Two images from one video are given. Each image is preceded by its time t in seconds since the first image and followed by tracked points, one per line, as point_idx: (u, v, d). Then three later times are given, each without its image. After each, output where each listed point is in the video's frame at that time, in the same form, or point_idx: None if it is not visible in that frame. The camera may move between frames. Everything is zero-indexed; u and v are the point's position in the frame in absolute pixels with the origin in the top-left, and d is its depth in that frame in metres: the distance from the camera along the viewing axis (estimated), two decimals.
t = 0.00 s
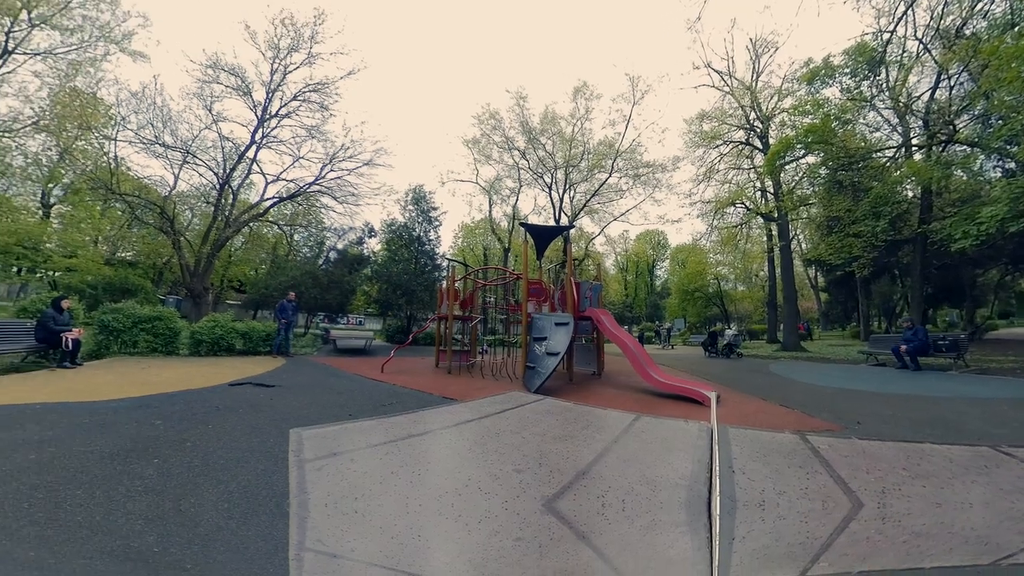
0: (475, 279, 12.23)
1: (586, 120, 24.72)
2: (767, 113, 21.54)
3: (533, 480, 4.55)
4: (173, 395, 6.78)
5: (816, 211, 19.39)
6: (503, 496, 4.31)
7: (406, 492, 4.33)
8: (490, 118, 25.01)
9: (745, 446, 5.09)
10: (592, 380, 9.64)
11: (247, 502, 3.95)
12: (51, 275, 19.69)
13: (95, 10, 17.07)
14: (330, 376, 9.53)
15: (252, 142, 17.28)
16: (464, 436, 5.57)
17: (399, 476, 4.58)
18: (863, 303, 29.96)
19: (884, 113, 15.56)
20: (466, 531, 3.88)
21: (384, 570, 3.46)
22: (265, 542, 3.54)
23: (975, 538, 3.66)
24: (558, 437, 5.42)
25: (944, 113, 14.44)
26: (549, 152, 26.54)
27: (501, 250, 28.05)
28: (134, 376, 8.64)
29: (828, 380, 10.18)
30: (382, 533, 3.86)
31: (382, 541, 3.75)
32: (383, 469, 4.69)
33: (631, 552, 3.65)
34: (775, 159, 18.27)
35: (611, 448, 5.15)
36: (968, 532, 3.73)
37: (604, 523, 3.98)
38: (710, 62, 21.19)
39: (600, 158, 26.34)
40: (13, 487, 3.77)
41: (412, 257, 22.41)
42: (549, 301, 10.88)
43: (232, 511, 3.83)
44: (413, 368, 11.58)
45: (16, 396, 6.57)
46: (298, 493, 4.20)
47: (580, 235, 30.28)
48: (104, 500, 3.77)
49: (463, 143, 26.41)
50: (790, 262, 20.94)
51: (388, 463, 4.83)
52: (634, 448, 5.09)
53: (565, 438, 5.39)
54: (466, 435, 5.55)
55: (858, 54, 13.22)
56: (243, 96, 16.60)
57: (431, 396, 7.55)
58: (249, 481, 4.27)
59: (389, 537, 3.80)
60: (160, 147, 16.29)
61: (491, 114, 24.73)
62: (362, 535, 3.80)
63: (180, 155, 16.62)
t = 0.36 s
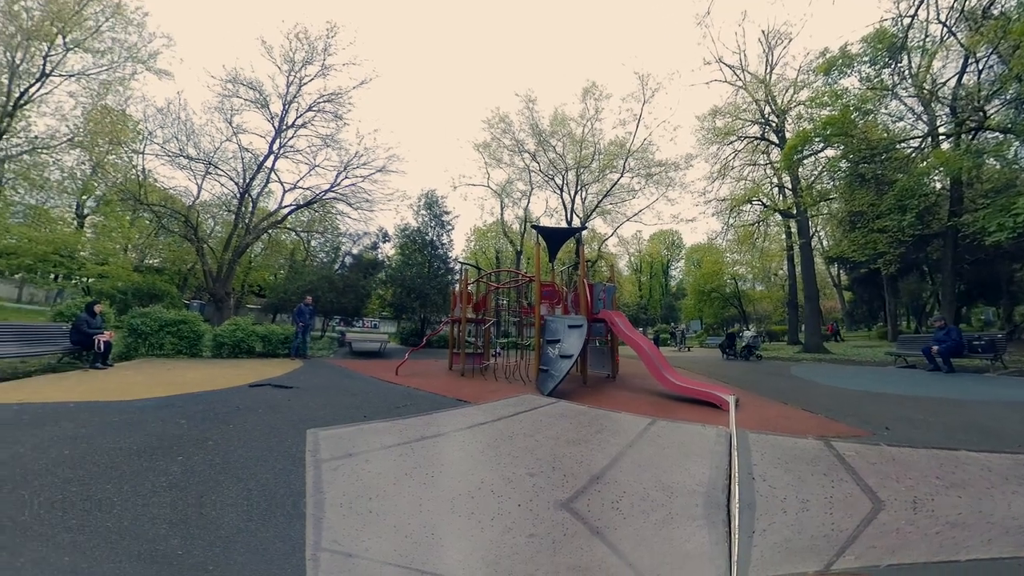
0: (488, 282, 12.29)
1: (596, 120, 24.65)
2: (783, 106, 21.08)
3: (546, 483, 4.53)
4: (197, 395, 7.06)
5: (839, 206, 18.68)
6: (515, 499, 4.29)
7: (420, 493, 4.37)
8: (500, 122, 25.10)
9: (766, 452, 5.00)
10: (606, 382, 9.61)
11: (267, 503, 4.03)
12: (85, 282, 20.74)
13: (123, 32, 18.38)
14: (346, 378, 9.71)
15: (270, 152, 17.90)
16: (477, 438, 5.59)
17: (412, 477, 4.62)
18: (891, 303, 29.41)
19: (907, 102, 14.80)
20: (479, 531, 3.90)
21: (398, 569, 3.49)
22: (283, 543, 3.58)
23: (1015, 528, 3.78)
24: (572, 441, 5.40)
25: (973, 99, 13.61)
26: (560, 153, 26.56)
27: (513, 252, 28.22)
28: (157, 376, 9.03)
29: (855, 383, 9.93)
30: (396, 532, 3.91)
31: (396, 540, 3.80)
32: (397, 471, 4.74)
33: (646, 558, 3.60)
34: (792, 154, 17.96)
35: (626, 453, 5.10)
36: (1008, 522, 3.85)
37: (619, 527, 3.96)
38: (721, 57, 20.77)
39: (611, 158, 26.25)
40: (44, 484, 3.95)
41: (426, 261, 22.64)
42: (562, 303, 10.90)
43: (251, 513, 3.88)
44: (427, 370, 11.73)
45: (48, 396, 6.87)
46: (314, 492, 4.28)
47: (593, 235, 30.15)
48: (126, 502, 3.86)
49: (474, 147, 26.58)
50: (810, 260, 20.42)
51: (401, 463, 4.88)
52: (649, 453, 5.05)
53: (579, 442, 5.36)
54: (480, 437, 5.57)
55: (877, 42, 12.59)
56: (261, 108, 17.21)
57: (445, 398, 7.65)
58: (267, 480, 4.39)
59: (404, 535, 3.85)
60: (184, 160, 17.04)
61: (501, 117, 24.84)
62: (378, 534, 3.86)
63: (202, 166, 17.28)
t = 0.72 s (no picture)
0: (500, 284, 12.38)
1: (606, 120, 24.64)
2: (798, 99, 20.66)
3: (559, 488, 4.49)
4: (218, 397, 7.31)
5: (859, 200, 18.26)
6: (528, 502, 4.27)
7: (433, 496, 4.37)
8: (510, 125, 25.22)
9: (787, 459, 4.92)
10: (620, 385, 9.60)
11: (285, 503, 4.09)
12: (115, 289, 21.65)
13: (150, 53, 19.65)
14: (362, 381, 9.90)
15: (287, 161, 18.59)
16: (490, 441, 5.60)
17: (425, 480, 4.62)
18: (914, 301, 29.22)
19: (932, 88, 14.35)
20: (492, 532, 3.90)
21: (412, 568, 3.50)
22: (300, 542, 3.62)
23: None
24: (586, 445, 5.37)
25: (1004, 82, 12.91)
26: (570, 155, 26.67)
27: (526, 255, 28.41)
28: (182, 376, 9.58)
29: (884, 386, 9.69)
30: (410, 530, 3.93)
31: (410, 539, 3.81)
32: (411, 473, 4.77)
33: (662, 562, 3.53)
34: (810, 147, 17.16)
35: (641, 458, 5.03)
36: None
37: (633, 528, 3.93)
38: (731, 52, 20.46)
39: (622, 159, 26.24)
40: (74, 482, 4.10)
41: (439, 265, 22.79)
42: (575, 306, 10.95)
43: (270, 514, 3.92)
44: (441, 373, 11.90)
45: (83, 395, 7.24)
46: (330, 492, 4.35)
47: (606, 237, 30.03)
48: (147, 503, 3.94)
49: (485, 151, 26.77)
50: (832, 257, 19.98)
51: (415, 466, 4.91)
52: (666, 458, 5.00)
53: (593, 446, 5.33)
54: (494, 440, 5.58)
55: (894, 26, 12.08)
56: (278, 120, 17.90)
57: (459, 400, 7.76)
58: (286, 479, 4.51)
59: (418, 534, 3.87)
60: (207, 170, 17.83)
61: (511, 121, 24.99)
62: (391, 534, 3.88)
63: (224, 175, 18.01)
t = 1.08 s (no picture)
0: (513, 287, 12.66)
1: (616, 120, 24.57)
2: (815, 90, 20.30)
3: (573, 492, 4.54)
4: (238, 398, 7.58)
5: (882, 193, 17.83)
6: (542, 506, 4.33)
7: (447, 497, 4.42)
8: (519, 128, 25.30)
9: (811, 467, 5.00)
10: (634, 388, 9.76)
11: (302, 503, 4.17)
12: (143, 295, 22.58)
13: (174, 71, 20.67)
14: (378, 383, 10.10)
15: (303, 170, 19.16)
16: (504, 444, 5.67)
17: (439, 481, 4.68)
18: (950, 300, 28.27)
19: (958, 72, 14.63)
20: (506, 532, 3.99)
21: (426, 566, 3.58)
22: (316, 542, 3.67)
23: None
24: (601, 450, 5.44)
25: None
26: (580, 156, 26.66)
27: (539, 257, 28.58)
28: (204, 378, 9.91)
29: (914, 389, 9.60)
30: (424, 528, 4.01)
31: (423, 537, 3.89)
32: (424, 474, 4.83)
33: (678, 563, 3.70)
34: (828, 140, 16.80)
35: (658, 463, 5.10)
36: None
37: (646, 526, 4.10)
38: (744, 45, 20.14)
39: (633, 159, 26.15)
40: (103, 479, 4.29)
41: (451, 268, 23.07)
42: (589, 308, 11.16)
43: (287, 516, 3.99)
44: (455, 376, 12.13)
45: (113, 395, 7.65)
46: (346, 490, 4.44)
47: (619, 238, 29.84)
48: (166, 504, 4.02)
49: (495, 155, 26.88)
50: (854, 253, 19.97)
51: (429, 467, 4.97)
52: (683, 464, 5.06)
53: (608, 451, 5.40)
54: (508, 443, 5.65)
55: None
56: (295, 130, 18.46)
57: (473, 404, 7.92)
58: (303, 478, 4.61)
59: (432, 531, 3.97)
60: (228, 180, 18.54)
61: (520, 124, 25.04)
62: (404, 531, 3.96)
63: (244, 185, 18.64)
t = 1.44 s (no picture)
0: (525, 290, 13.11)
1: (626, 119, 24.36)
2: (833, 80, 20.36)
3: (587, 496, 4.73)
4: (257, 400, 7.87)
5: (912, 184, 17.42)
6: (557, 509, 4.49)
7: (458, 499, 4.54)
8: (529, 131, 25.32)
9: (836, 471, 5.22)
10: (648, 391, 9.96)
11: (317, 504, 4.27)
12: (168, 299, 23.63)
13: (196, 88, 21.85)
14: (392, 386, 10.35)
15: (319, 178, 19.77)
16: (517, 447, 5.86)
17: (451, 485, 4.80)
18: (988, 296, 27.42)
19: (987, 54, 14.62)
20: (519, 528, 4.18)
21: (441, 564, 3.74)
22: (331, 542, 3.76)
23: None
24: (613, 453, 5.68)
25: None
26: (591, 157, 26.54)
27: (550, 259, 28.59)
28: (224, 381, 10.28)
29: (946, 391, 9.73)
30: (437, 528, 4.18)
31: (437, 536, 4.04)
32: (437, 477, 4.95)
33: (697, 557, 3.96)
34: (849, 130, 17.23)
35: (675, 468, 5.37)
36: None
37: (662, 521, 4.43)
38: (755, 37, 19.85)
39: (645, 157, 25.91)
40: (129, 477, 4.50)
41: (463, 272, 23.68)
42: (602, 309, 11.40)
43: (304, 516, 4.09)
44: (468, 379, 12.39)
45: (141, 395, 8.09)
46: (361, 491, 4.58)
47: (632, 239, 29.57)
48: (187, 508, 4.10)
49: (506, 158, 26.96)
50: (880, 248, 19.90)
51: (441, 470, 5.10)
52: (699, 469, 5.33)
53: (621, 455, 5.66)
54: (520, 447, 5.83)
55: None
56: (310, 140, 19.03)
57: (487, 407, 8.16)
58: (319, 478, 4.73)
59: (447, 530, 4.12)
60: (248, 190, 19.25)
61: (530, 126, 25.03)
62: (417, 531, 4.10)
63: (262, 195, 19.35)
